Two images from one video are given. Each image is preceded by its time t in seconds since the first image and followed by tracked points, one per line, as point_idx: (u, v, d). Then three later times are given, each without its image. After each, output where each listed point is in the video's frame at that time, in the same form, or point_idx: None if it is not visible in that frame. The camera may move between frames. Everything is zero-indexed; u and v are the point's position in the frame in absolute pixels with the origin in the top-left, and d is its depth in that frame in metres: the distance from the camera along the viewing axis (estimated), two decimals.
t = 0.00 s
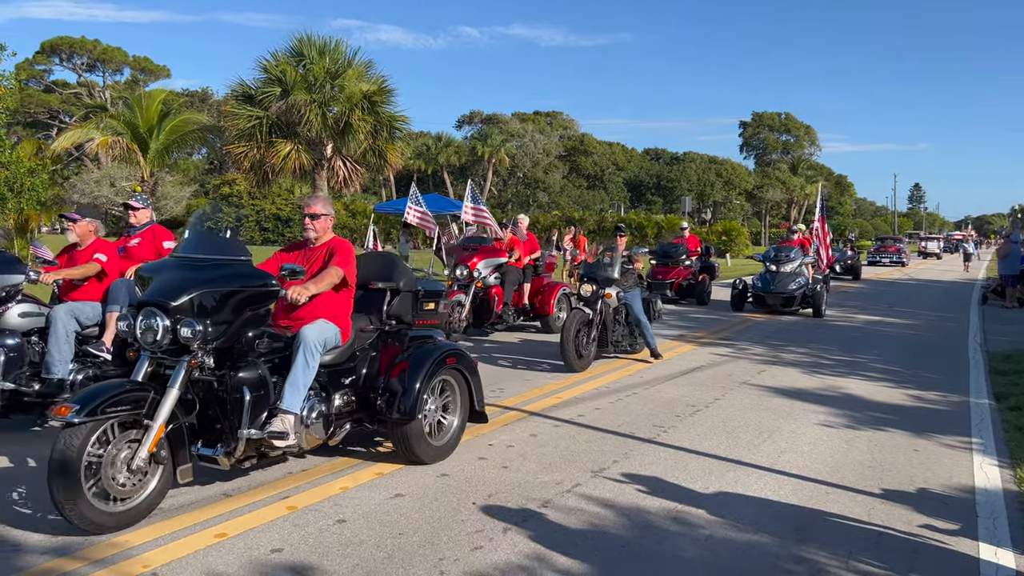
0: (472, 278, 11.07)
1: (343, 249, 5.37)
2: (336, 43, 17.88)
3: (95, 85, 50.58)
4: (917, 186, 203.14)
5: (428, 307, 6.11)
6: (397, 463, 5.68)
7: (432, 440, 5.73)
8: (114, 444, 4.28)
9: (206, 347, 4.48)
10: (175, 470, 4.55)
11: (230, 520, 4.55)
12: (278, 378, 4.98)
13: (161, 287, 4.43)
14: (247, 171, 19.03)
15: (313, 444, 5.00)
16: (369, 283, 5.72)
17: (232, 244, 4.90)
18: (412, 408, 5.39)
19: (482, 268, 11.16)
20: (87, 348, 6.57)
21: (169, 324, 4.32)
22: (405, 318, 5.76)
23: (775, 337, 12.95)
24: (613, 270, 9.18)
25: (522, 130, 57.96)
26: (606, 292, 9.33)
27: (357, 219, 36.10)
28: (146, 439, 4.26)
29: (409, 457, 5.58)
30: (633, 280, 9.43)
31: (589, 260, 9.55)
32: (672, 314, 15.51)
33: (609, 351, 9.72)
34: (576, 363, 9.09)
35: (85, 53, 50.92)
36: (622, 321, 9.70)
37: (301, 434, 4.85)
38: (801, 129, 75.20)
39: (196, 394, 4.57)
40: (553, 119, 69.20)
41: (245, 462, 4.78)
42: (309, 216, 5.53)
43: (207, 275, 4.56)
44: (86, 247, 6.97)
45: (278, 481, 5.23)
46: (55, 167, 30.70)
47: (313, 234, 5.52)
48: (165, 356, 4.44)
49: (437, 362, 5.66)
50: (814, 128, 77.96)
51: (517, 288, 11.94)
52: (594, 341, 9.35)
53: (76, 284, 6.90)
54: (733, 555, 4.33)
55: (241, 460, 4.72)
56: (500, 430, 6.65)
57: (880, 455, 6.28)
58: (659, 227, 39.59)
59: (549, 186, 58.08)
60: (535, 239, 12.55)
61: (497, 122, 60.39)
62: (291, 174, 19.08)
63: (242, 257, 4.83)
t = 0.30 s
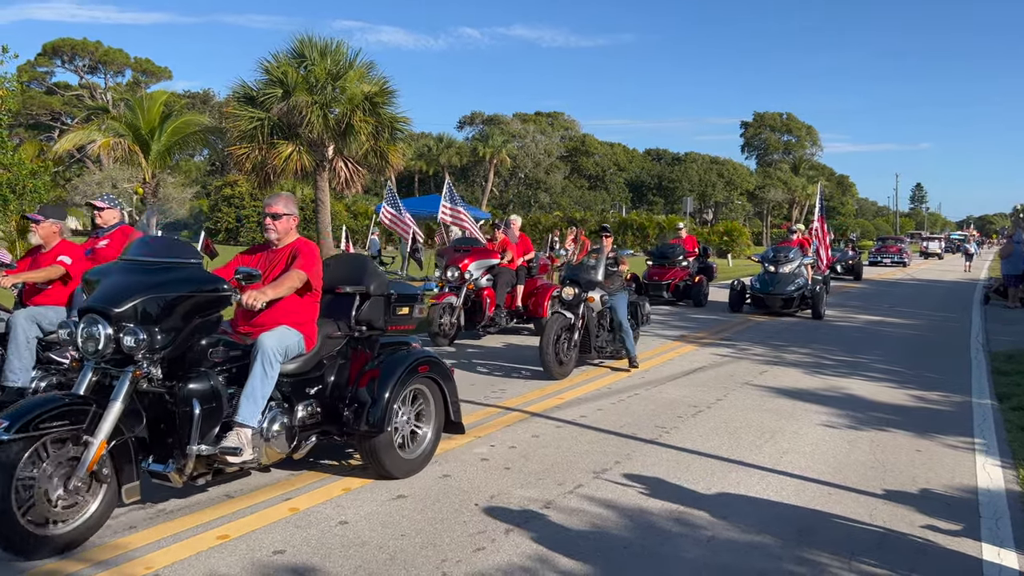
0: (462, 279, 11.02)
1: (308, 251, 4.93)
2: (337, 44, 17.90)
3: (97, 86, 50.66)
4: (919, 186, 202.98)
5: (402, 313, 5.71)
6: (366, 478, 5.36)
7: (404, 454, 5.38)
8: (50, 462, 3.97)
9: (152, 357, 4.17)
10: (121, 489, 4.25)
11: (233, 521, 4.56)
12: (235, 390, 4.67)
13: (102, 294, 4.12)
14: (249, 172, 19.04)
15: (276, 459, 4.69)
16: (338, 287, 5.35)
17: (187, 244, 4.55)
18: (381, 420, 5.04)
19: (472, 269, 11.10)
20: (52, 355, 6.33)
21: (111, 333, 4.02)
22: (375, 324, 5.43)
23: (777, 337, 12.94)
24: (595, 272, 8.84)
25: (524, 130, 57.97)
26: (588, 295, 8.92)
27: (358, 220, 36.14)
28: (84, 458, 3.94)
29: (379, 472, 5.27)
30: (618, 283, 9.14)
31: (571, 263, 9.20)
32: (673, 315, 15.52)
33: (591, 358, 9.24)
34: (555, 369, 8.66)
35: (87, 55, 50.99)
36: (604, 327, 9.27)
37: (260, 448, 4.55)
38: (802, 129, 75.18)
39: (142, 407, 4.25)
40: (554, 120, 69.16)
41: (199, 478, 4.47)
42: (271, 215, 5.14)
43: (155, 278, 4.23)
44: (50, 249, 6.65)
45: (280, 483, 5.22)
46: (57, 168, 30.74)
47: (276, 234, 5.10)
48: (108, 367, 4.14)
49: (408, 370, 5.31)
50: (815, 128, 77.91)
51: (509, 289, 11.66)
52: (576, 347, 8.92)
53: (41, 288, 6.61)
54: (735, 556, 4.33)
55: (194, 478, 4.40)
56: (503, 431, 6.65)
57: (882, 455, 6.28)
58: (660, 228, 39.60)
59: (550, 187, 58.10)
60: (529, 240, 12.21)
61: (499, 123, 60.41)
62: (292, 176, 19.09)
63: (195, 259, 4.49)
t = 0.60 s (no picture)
0: (452, 281, 10.84)
1: (263, 254, 4.64)
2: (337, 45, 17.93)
3: (97, 89, 50.70)
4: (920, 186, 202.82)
5: (371, 320, 5.39)
6: (327, 496, 5.03)
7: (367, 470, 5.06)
8: None
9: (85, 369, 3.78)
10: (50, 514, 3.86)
11: (232, 524, 4.56)
12: (182, 403, 4.33)
13: (29, 302, 3.74)
14: (249, 174, 19.05)
15: (228, 477, 4.38)
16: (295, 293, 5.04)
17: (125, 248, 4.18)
18: (341, 435, 4.71)
19: (462, 271, 10.90)
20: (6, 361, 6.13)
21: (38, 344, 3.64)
22: (338, 331, 5.09)
23: (777, 338, 12.94)
24: (578, 276, 8.41)
25: (524, 132, 58.01)
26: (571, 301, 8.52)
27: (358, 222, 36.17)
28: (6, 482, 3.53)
29: (340, 490, 4.94)
30: (604, 287, 8.81)
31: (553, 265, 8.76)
32: (674, 316, 15.52)
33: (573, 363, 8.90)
34: (534, 377, 8.22)
35: (87, 57, 51.02)
36: (588, 333, 8.89)
37: (208, 465, 4.24)
38: (802, 129, 75.21)
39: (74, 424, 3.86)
40: (554, 121, 69.14)
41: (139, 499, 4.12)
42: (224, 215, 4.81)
43: (89, 284, 3.87)
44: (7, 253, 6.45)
45: (278, 486, 5.22)
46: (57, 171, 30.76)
47: (229, 236, 4.78)
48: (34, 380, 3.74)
49: (374, 380, 4.98)
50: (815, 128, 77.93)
51: (500, 292, 11.32)
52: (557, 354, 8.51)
53: None
54: (735, 557, 4.33)
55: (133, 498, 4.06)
56: (503, 432, 6.65)
57: (883, 456, 6.28)
58: (660, 228, 39.61)
59: (550, 188, 58.10)
60: (520, 241, 11.99)
61: (499, 124, 60.45)
62: (293, 177, 19.09)
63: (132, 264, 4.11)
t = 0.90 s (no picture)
0: (439, 284, 10.66)
1: (208, 258, 4.33)
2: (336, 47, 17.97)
3: (96, 91, 50.66)
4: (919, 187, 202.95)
5: (330, 326, 5.64)
6: (281, 516, 4.72)
7: (323, 490, 4.73)
8: None
9: None
10: None
11: (231, 526, 4.55)
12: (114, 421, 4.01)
13: None
14: (249, 176, 19.04)
15: (169, 499, 4.10)
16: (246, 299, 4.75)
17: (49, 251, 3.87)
18: (292, 454, 4.39)
19: (449, 274, 10.68)
20: None
21: None
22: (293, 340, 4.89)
23: (776, 339, 12.95)
24: (562, 279, 8.13)
25: (523, 134, 58.04)
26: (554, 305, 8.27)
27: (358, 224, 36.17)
28: None
29: (294, 511, 4.60)
30: (590, 291, 8.63)
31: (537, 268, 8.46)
32: (673, 318, 15.53)
33: (557, 371, 8.54)
34: (514, 385, 7.93)
35: (86, 59, 51.01)
36: (572, 337, 8.64)
37: (146, 486, 3.96)
38: (801, 130, 75.25)
39: None
40: (554, 123, 69.15)
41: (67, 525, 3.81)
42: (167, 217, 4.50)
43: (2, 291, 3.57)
44: None
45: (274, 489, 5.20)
46: (57, 174, 30.74)
47: (172, 239, 4.47)
48: None
49: (330, 393, 4.64)
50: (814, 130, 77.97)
51: (490, 294, 11.01)
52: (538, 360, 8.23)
53: None
54: (734, 559, 4.33)
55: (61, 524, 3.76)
56: (503, 434, 6.67)
57: (882, 457, 6.28)
58: (660, 229, 39.60)
59: (550, 189, 58.13)
60: (510, 244, 11.69)
61: (498, 126, 60.44)
62: (292, 180, 19.08)
63: (53, 267, 3.79)
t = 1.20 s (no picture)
0: (426, 287, 10.19)
1: (137, 260, 4.01)
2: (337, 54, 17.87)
3: (95, 94, 50.66)
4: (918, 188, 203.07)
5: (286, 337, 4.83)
6: (226, 541, 4.38)
7: (269, 513, 4.38)
8: None
9: None
10: None
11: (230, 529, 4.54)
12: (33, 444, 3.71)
13: None
14: (248, 178, 19.04)
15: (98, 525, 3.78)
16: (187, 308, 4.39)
17: None
18: (232, 475, 4.05)
19: (437, 277, 10.24)
20: None
21: None
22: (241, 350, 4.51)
23: (776, 340, 12.96)
24: (544, 281, 7.88)
25: (522, 135, 58.12)
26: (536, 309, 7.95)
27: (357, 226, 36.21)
28: None
29: (237, 536, 4.27)
30: (574, 292, 8.36)
31: (518, 271, 8.25)
32: (672, 320, 15.55)
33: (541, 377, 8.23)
34: (494, 392, 7.57)
35: (85, 62, 51.04)
36: (556, 341, 8.37)
37: (66, 513, 3.63)
38: (801, 131, 75.31)
39: None
40: (553, 125, 69.18)
41: None
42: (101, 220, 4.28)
43: None
44: None
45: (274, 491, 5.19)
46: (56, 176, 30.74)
47: (105, 244, 4.24)
48: None
49: (278, 408, 4.29)
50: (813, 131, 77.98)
51: (478, 298, 10.55)
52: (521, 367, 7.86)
53: None
54: (733, 560, 4.33)
55: None
56: (503, 435, 6.68)
57: (882, 458, 6.28)
58: (660, 231, 39.64)
59: (549, 191, 58.21)
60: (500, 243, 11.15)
61: (497, 128, 60.49)
62: (291, 182, 19.10)
63: None
